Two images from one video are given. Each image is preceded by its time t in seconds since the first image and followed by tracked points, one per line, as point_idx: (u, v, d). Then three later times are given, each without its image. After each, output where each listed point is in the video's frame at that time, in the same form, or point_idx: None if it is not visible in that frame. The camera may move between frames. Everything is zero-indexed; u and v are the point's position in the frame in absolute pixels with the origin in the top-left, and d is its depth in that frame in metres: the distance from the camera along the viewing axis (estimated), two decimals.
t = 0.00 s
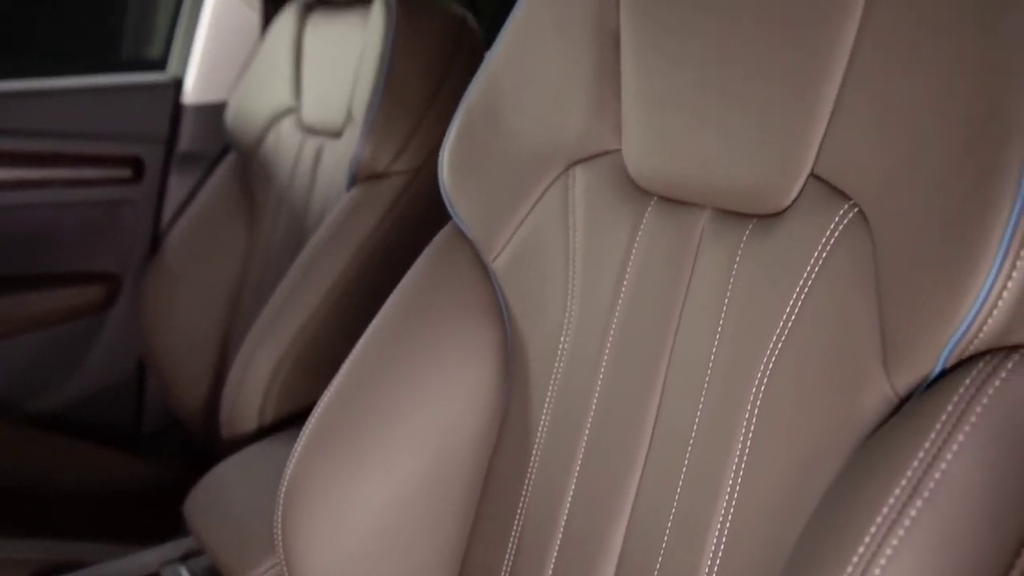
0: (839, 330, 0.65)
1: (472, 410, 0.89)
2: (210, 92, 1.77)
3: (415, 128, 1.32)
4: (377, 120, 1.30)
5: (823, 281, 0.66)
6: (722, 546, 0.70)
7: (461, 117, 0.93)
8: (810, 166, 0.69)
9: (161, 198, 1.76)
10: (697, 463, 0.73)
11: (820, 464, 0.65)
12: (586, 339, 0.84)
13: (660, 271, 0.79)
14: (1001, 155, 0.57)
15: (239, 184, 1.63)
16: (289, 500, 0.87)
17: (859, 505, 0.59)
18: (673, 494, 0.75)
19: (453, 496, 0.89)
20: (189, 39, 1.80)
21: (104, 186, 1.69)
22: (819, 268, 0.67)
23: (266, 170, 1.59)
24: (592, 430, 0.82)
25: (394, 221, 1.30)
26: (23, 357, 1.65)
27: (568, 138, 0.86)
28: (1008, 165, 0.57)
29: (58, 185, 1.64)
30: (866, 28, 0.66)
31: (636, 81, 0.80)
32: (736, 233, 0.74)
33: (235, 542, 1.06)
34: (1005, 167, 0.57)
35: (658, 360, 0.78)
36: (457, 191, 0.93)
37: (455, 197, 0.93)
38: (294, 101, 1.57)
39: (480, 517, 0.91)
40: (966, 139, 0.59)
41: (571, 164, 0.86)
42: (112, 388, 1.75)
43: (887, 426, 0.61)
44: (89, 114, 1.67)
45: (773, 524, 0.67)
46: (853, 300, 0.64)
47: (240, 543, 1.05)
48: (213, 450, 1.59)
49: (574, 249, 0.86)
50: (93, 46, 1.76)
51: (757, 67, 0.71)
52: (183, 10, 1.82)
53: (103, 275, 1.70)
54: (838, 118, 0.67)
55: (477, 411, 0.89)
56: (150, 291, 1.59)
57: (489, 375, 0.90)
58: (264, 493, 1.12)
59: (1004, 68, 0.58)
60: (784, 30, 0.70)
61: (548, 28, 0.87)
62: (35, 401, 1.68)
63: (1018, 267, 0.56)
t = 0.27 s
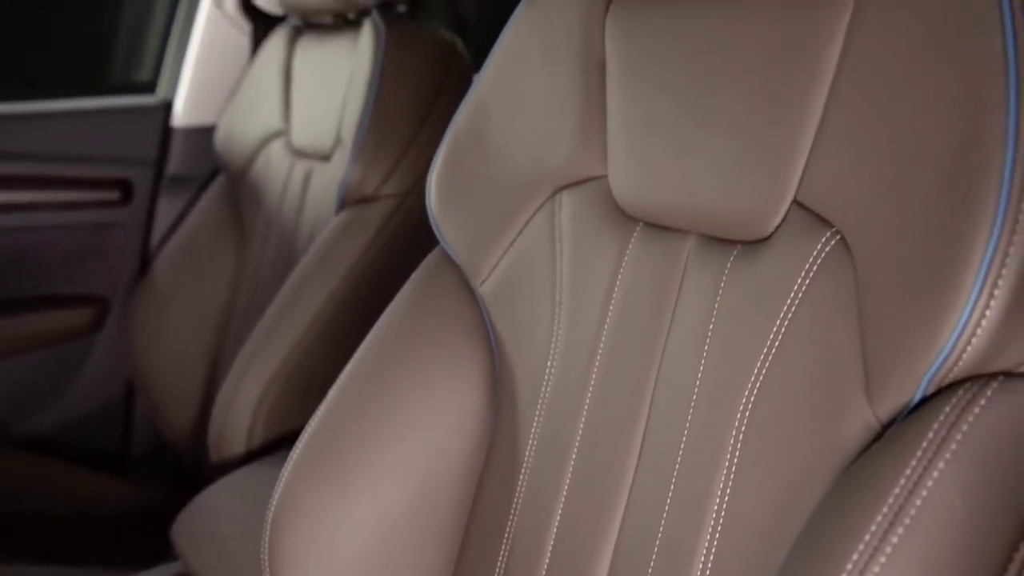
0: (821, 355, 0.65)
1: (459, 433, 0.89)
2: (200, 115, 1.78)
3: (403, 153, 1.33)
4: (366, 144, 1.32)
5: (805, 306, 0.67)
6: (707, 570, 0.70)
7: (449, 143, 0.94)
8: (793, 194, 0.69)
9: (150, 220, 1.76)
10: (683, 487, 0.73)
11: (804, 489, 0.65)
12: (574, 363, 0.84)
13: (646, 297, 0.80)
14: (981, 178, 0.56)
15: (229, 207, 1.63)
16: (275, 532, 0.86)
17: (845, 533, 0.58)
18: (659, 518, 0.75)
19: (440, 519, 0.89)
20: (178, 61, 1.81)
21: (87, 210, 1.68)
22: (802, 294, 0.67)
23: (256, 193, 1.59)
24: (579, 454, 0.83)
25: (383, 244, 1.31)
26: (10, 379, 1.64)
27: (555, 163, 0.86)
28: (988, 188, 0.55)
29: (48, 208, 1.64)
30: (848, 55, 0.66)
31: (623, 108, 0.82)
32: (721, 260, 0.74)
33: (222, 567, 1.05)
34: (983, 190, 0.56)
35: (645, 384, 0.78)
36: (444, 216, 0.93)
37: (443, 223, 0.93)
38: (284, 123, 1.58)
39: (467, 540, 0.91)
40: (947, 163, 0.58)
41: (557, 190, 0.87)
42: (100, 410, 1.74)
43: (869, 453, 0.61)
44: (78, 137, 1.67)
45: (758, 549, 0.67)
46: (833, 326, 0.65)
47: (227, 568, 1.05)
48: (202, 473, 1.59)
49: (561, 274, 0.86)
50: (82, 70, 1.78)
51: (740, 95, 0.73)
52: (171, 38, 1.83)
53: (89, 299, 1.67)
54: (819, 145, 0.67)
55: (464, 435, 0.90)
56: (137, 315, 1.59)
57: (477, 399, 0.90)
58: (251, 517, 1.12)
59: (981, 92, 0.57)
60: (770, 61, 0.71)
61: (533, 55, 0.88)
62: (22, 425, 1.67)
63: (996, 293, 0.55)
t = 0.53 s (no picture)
0: (805, 378, 0.65)
1: (447, 455, 0.89)
2: (188, 135, 1.78)
3: (392, 173, 1.34)
4: (355, 165, 1.32)
5: (790, 329, 0.67)
6: None
7: (437, 165, 0.94)
8: (777, 217, 0.69)
9: (138, 240, 1.76)
10: (670, 509, 0.74)
11: (790, 511, 0.65)
12: (561, 385, 0.84)
13: (632, 319, 0.80)
14: (959, 201, 0.55)
15: (218, 227, 1.63)
16: (263, 559, 0.86)
17: (829, 557, 0.57)
18: (645, 539, 0.75)
19: (428, 542, 0.89)
20: (168, 80, 1.81)
21: (74, 228, 1.68)
22: (787, 317, 0.68)
23: (246, 214, 1.59)
24: (566, 475, 0.83)
25: (372, 264, 1.31)
26: None
27: (542, 186, 0.87)
28: (968, 211, 0.55)
29: (38, 228, 1.64)
30: (830, 79, 0.66)
31: (609, 130, 0.83)
32: (706, 282, 0.75)
33: None
34: (962, 214, 0.55)
35: (632, 405, 0.79)
36: (432, 238, 0.94)
37: (431, 245, 0.94)
38: (273, 143, 1.58)
39: (456, 562, 0.91)
40: (927, 186, 0.57)
41: (544, 213, 0.88)
42: (87, 430, 1.73)
43: (852, 476, 0.61)
44: (66, 156, 1.67)
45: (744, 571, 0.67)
46: (817, 349, 0.65)
47: None
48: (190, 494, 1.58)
49: (548, 296, 0.87)
50: (73, 90, 1.78)
51: (724, 119, 0.74)
52: (162, 53, 1.83)
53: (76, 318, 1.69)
54: (801, 169, 0.68)
55: (452, 456, 0.90)
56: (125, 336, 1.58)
57: (465, 420, 0.90)
58: (239, 538, 1.11)
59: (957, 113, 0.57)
60: (755, 85, 0.72)
61: (519, 78, 0.89)
62: (9, 446, 1.67)
63: (976, 318, 0.54)
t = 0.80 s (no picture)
0: (788, 402, 0.66)
1: (433, 478, 0.89)
2: (177, 156, 1.78)
3: (380, 195, 1.35)
4: (343, 188, 1.33)
5: (773, 354, 0.68)
6: None
7: (425, 189, 0.96)
8: (760, 243, 0.70)
9: (126, 263, 1.75)
10: (655, 533, 0.74)
11: (774, 535, 0.65)
12: (548, 409, 0.85)
13: (618, 343, 0.80)
14: (936, 227, 0.56)
15: (205, 249, 1.63)
16: None
17: None
18: (631, 563, 0.75)
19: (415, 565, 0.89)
20: (157, 102, 1.81)
21: (58, 250, 1.67)
22: (770, 342, 0.68)
23: (234, 236, 1.59)
24: (553, 499, 0.83)
25: (360, 287, 1.31)
26: None
27: (527, 211, 0.88)
28: (945, 237, 0.56)
29: (22, 250, 1.63)
30: (810, 108, 0.67)
31: (595, 156, 0.84)
32: (690, 307, 0.76)
33: None
34: (938, 241, 0.56)
35: (618, 429, 0.79)
36: (420, 264, 0.94)
37: (418, 269, 0.95)
38: (261, 166, 1.59)
39: None
40: (906, 214, 0.58)
41: (530, 238, 0.88)
42: (74, 452, 1.73)
43: (834, 502, 0.62)
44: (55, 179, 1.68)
45: None
46: (800, 374, 0.65)
47: None
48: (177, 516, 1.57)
49: (534, 320, 0.87)
50: (60, 110, 1.80)
51: (707, 146, 0.74)
52: (152, 70, 1.82)
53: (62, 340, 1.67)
54: (783, 197, 0.68)
55: (439, 479, 0.90)
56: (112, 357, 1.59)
57: (451, 443, 0.91)
58: (225, 561, 1.11)
59: (934, 140, 0.57)
60: (738, 112, 0.73)
61: (505, 104, 0.90)
62: None
63: (955, 345, 0.55)
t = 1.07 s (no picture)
0: (773, 427, 0.66)
1: (421, 502, 0.89)
2: (166, 178, 1.79)
3: (370, 218, 1.35)
4: (332, 211, 1.33)
5: (758, 379, 0.68)
6: None
7: (413, 214, 0.96)
8: (746, 269, 0.71)
9: (115, 287, 1.75)
10: (643, 557, 0.74)
11: (761, 560, 0.66)
12: (536, 433, 0.85)
13: (605, 368, 0.81)
14: (917, 257, 0.57)
15: (194, 271, 1.63)
16: None
17: None
18: None
19: None
20: (147, 123, 1.81)
21: (45, 272, 1.66)
22: (756, 367, 0.69)
23: (223, 258, 1.60)
24: (541, 523, 0.83)
25: (349, 310, 1.31)
26: None
27: (515, 236, 0.88)
28: (925, 266, 0.56)
29: (12, 273, 1.62)
30: (793, 136, 0.68)
31: (582, 181, 0.84)
32: (677, 332, 0.76)
33: None
34: (920, 270, 0.56)
35: (605, 454, 0.79)
36: (409, 287, 0.95)
37: (407, 294, 0.95)
38: (251, 188, 1.59)
39: None
40: (887, 242, 0.58)
41: (518, 262, 0.89)
42: (62, 475, 1.72)
43: (820, 527, 0.62)
44: (49, 201, 1.67)
45: None
46: (785, 399, 0.66)
47: None
48: (166, 539, 1.57)
49: (522, 344, 0.87)
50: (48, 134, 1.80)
51: (694, 172, 0.75)
52: (144, 89, 1.83)
53: (53, 363, 1.66)
54: (768, 224, 0.69)
55: (427, 503, 0.90)
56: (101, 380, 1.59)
57: (439, 467, 0.91)
58: None
59: (915, 168, 0.58)
60: (722, 139, 0.73)
61: (494, 129, 0.90)
62: None
63: (936, 373, 0.55)
